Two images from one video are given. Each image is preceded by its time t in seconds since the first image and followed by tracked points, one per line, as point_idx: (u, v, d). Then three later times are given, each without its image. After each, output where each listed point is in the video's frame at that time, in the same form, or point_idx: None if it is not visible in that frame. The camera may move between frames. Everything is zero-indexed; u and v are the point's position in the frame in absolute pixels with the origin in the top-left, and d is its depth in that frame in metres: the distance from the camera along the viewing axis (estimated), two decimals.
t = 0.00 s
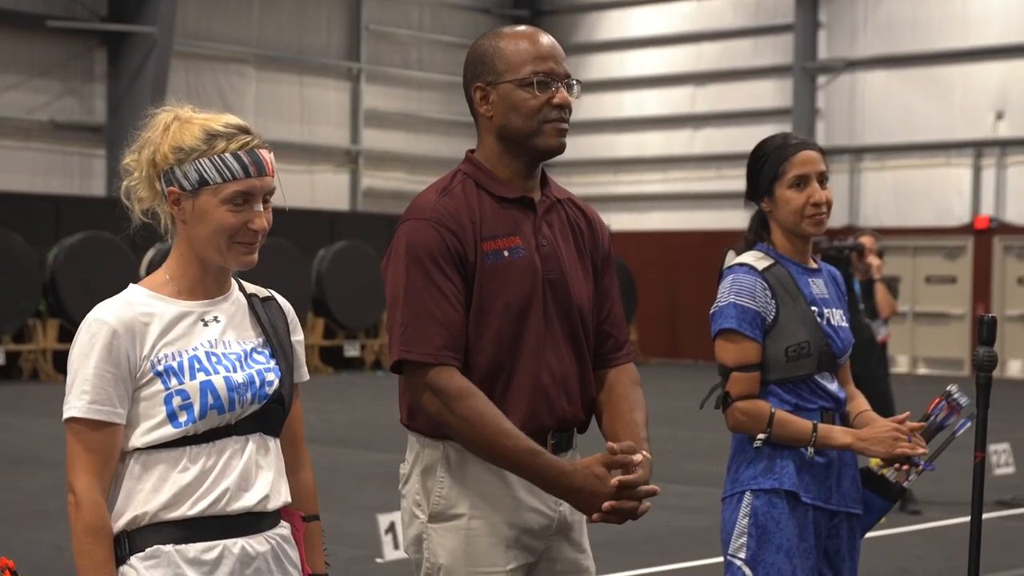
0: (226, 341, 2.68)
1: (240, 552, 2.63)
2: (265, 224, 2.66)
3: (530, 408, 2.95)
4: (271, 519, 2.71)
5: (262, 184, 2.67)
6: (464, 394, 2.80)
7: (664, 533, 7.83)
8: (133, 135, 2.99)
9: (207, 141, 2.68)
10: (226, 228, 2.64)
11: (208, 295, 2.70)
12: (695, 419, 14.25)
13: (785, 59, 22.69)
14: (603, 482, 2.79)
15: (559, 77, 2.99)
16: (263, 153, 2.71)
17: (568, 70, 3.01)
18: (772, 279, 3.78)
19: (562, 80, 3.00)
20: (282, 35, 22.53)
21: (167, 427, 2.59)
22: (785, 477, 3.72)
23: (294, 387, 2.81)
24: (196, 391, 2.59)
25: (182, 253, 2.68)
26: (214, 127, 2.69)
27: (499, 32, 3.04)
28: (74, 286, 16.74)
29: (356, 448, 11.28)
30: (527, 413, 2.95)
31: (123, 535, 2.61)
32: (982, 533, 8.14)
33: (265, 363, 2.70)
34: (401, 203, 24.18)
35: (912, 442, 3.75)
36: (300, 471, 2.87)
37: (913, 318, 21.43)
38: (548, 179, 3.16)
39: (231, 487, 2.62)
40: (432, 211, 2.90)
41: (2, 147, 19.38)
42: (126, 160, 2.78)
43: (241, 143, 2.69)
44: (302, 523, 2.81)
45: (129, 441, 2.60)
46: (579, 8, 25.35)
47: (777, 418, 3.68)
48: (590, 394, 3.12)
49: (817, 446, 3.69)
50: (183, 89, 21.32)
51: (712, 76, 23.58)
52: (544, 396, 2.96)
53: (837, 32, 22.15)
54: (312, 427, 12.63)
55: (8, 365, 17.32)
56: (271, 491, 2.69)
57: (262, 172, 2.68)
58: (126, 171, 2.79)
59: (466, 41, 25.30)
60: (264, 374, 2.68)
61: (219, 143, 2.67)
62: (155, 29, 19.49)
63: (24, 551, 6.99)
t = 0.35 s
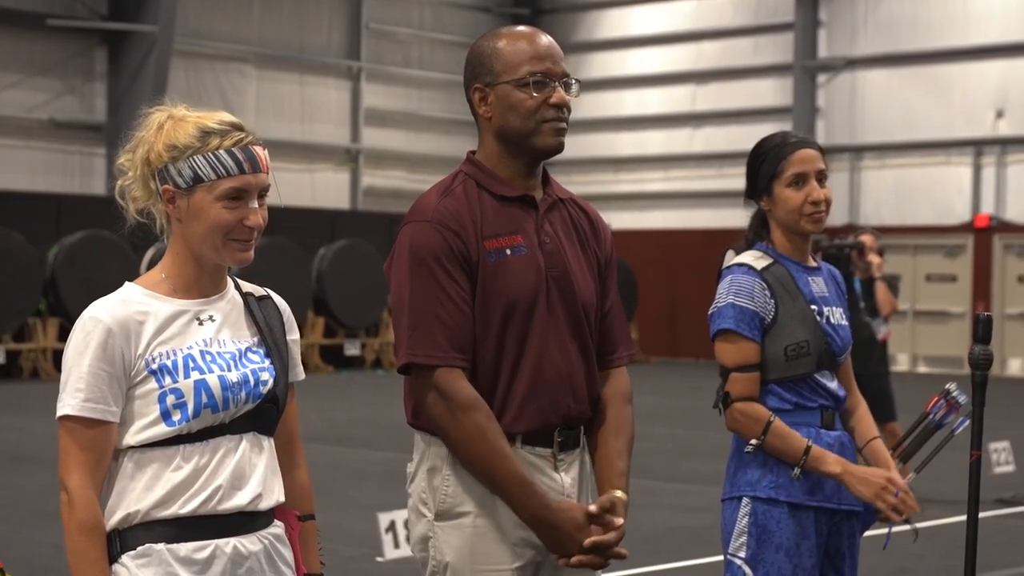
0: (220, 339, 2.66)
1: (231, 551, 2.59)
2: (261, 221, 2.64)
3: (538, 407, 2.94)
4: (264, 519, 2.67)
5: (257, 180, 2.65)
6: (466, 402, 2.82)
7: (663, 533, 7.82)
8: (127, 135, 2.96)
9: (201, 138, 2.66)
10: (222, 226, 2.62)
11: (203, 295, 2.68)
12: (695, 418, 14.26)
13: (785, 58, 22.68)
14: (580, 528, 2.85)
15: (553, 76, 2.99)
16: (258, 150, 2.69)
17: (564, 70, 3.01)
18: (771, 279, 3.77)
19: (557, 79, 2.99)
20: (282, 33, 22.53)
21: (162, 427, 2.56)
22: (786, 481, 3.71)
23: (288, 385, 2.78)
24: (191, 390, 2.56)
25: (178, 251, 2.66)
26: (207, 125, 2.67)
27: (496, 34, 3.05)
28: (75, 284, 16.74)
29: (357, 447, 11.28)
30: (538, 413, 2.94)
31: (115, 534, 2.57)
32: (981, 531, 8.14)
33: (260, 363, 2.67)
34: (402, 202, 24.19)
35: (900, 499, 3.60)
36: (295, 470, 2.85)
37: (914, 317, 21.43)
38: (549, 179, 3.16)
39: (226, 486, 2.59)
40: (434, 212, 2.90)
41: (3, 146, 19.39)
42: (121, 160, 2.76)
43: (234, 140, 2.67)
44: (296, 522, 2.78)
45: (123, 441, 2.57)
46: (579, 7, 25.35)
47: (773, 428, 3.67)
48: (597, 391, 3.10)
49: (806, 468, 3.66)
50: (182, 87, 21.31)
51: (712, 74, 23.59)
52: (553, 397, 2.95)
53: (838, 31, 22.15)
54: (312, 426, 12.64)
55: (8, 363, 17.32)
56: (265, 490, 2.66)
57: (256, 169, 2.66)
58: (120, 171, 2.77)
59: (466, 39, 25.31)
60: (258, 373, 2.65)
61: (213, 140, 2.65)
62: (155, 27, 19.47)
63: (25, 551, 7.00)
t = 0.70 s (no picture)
0: (216, 337, 2.66)
1: (222, 549, 2.59)
2: (257, 215, 2.64)
3: (535, 404, 2.93)
4: (256, 516, 2.67)
5: (252, 175, 2.65)
6: (455, 401, 2.83)
7: (661, 529, 7.84)
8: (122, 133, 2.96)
9: (196, 133, 2.66)
10: (219, 221, 2.62)
11: (199, 292, 2.67)
12: (693, 415, 14.28)
13: (783, 55, 22.66)
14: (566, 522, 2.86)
15: (552, 71, 2.98)
16: (252, 145, 2.70)
17: (564, 67, 3.01)
18: (770, 278, 3.65)
19: (557, 74, 2.99)
20: (281, 30, 22.53)
21: (156, 427, 2.56)
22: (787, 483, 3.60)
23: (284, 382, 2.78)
24: (186, 388, 2.56)
25: (174, 248, 2.65)
26: (203, 120, 2.67)
27: (498, 31, 3.05)
28: (73, 281, 16.72)
29: (356, 443, 11.30)
30: (534, 406, 2.93)
31: (107, 530, 2.57)
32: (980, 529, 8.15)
33: (255, 363, 2.67)
34: (400, 199, 24.20)
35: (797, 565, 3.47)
36: (290, 467, 2.85)
37: (912, 314, 21.46)
38: (551, 178, 3.16)
39: (218, 484, 2.59)
40: (434, 208, 2.91)
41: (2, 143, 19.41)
42: (115, 159, 2.75)
43: (229, 136, 2.67)
44: (290, 519, 2.78)
45: (117, 438, 2.56)
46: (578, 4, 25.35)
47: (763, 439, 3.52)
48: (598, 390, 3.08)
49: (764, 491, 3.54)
50: (181, 84, 21.29)
51: (711, 72, 23.59)
52: (553, 395, 2.95)
53: (837, 28, 22.14)
54: (311, 423, 12.66)
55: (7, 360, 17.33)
56: (258, 488, 2.66)
57: (252, 163, 2.66)
58: (114, 171, 2.76)
59: (465, 37, 25.32)
60: (254, 372, 2.65)
61: (208, 135, 2.66)
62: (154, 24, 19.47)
63: (25, 546, 7.01)
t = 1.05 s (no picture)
0: (212, 335, 2.66)
1: (216, 547, 2.59)
2: (252, 210, 2.65)
3: (532, 401, 2.93)
4: (250, 514, 2.68)
5: (246, 170, 2.65)
6: (451, 398, 2.83)
7: (658, 526, 7.85)
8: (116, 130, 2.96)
9: (190, 128, 2.66)
10: (215, 216, 2.62)
11: (194, 289, 2.67)
12: (689, 413, 14.28)
13: (779, 52, 22.66)
14: (569, 515, 2.84)
15: (549, 70, 2.98)
16: (246, 140, 2.70)
17: (560, 65, 3.01)
18: (771, 276, 3.65)
19: (554, 73, 2.99)
20: (277, 27, 22.51)
21: (151, 424, 2.56)
22: (787, 482, 3.57)
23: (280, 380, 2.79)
24: (181, 386, 2.56)
25: (169, 245, 2.65)
26: (196, 116, 2.67)
27: (493, 31, 3.05)
28: (68, 278, 16.69)
29: (352, 441, 11.30)
30: (529, 401, 2.93)
31: (101, 527, 2.57)
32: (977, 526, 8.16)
33: (249, 360, 2.67)
34: (396, 196, 24.17)
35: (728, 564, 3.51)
36: (285, 465, 2.85)
37: (908, 311, 21.47)
38: (546, 175, 3.16)
39: (212, 481, 2.59)
40: (427, 208, 2.91)
41: None
42: (109, 158, 2.75)
43: (223, 130, 2.67)
44: (284, 517, 2.78)
45: (112, 435, 2.57)
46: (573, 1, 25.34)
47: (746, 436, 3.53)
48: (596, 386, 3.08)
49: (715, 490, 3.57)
50: (177, 81, 21.27)
51: (707, 69, 23.59)
52: (550, 391, 2.95)
53: (832, 25, 22.13)
54: (307, 420, 12.66)
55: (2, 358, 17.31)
56: (251, 484, 2.67)
57: (246, 158, 2.66)
58: (109, 168, 2.76)
59: (461, 34, 25.31)
60: (249, 370, 2.65)
61: (202, 130, 2.66)
62: (150, 21, 19.47)
63: (22, 544, 7.01)
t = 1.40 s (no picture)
0: (209, 333, 2.66)
1: (217, 546, 2.59)
2: (248, 204, 2.65)
3: (530, 398, 2.94)
4: (249, 512, 2.68)
5: (242, 164, 2.66)
6: (447, 397, 2.84)
7: (654, 524, 7.86)
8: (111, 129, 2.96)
9: (185, 124, 2.66)
10: (212, 212, 2.62)
11: (191, 287, 2.68)
12: (684, 411, 14.29)
13: (775, 50, 22.67)
14: (562, 515, 2.85)
15: (543, 68, 2.99)
16: (242, 136, 2.70)
17: (555, 62, 3.01)
18: (766, 275, 3.65)
19: (549, 71, 3.00)
20: (273, 25, 22.50)
21: (147, 421, 2.56)
22: (782, 479, 3.58)
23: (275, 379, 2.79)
24: (178, 382, 2.56)
25: (167, 242, 2.65)
26: (191, 112, 2.68)
27: (488, 28, 3.05)
28: (64, 275, 16.68)
29: (348, 438, 11.29)
30: (525, 399, 2.94)
31: (100, 525, 2.57)
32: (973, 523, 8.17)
33: (246, 358, 2.68)
34: (392, 193, 24.18)
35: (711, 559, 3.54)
36: (280, 463, 2.85)
37: (904, 309, 21.55)
38: (542, 172, 3.16)
39: (211, 478, 2.59)
40: (424, 206, 2.91)
41: None
42: (105, 157, 2.75)
43: (218, 126, 2.68)
44: (281, 516, 2.78)
45: (110, 432, 2.57)
46: None
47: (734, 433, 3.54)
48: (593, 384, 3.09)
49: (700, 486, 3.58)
50: (173, 79, 21.26)
51: (703, 67, 23.59)
52: (547, 388, 2.95)
53: (828, 22, 22.13)
54: (302, 418, 12.65)
55: None
56: (250, 481, 2.67)
57: (242, 153, 2.67)
58: (105, 167, 2.76)
59: (458, 32, 25.31)
60: (246, 367, 2.66)
61: (197, 126, 2.66)
62: (146, 19, 19.47)
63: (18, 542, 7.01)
